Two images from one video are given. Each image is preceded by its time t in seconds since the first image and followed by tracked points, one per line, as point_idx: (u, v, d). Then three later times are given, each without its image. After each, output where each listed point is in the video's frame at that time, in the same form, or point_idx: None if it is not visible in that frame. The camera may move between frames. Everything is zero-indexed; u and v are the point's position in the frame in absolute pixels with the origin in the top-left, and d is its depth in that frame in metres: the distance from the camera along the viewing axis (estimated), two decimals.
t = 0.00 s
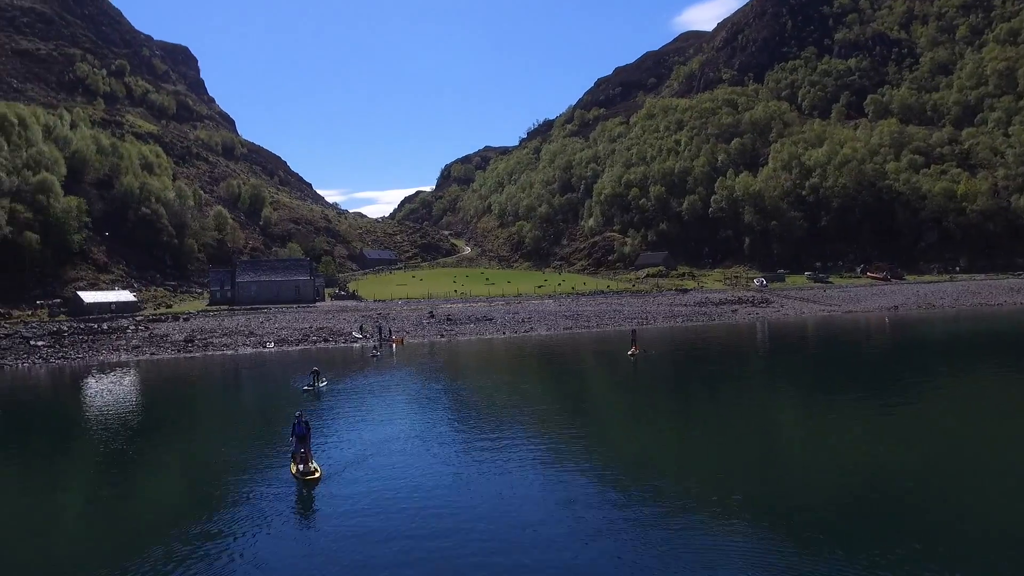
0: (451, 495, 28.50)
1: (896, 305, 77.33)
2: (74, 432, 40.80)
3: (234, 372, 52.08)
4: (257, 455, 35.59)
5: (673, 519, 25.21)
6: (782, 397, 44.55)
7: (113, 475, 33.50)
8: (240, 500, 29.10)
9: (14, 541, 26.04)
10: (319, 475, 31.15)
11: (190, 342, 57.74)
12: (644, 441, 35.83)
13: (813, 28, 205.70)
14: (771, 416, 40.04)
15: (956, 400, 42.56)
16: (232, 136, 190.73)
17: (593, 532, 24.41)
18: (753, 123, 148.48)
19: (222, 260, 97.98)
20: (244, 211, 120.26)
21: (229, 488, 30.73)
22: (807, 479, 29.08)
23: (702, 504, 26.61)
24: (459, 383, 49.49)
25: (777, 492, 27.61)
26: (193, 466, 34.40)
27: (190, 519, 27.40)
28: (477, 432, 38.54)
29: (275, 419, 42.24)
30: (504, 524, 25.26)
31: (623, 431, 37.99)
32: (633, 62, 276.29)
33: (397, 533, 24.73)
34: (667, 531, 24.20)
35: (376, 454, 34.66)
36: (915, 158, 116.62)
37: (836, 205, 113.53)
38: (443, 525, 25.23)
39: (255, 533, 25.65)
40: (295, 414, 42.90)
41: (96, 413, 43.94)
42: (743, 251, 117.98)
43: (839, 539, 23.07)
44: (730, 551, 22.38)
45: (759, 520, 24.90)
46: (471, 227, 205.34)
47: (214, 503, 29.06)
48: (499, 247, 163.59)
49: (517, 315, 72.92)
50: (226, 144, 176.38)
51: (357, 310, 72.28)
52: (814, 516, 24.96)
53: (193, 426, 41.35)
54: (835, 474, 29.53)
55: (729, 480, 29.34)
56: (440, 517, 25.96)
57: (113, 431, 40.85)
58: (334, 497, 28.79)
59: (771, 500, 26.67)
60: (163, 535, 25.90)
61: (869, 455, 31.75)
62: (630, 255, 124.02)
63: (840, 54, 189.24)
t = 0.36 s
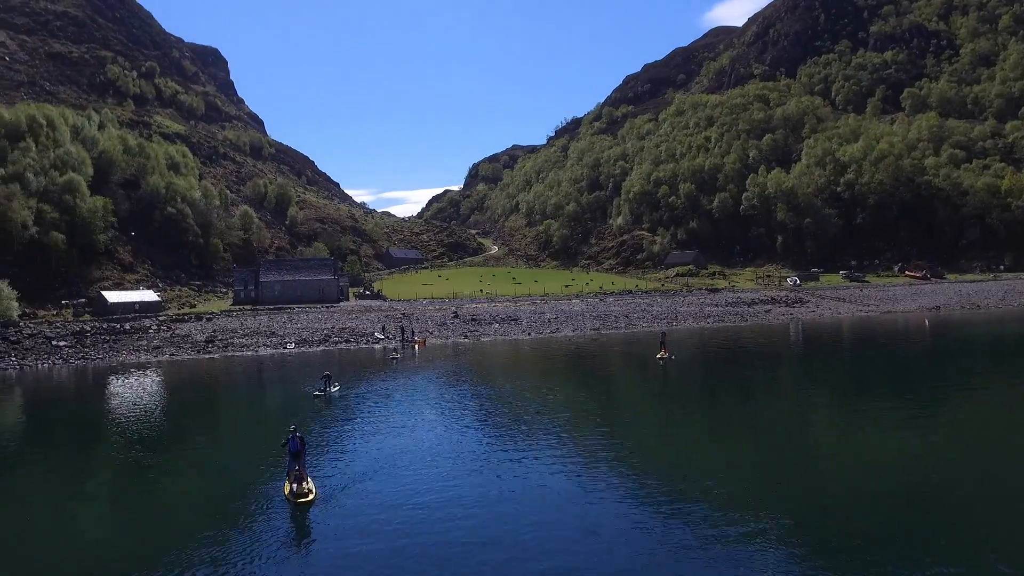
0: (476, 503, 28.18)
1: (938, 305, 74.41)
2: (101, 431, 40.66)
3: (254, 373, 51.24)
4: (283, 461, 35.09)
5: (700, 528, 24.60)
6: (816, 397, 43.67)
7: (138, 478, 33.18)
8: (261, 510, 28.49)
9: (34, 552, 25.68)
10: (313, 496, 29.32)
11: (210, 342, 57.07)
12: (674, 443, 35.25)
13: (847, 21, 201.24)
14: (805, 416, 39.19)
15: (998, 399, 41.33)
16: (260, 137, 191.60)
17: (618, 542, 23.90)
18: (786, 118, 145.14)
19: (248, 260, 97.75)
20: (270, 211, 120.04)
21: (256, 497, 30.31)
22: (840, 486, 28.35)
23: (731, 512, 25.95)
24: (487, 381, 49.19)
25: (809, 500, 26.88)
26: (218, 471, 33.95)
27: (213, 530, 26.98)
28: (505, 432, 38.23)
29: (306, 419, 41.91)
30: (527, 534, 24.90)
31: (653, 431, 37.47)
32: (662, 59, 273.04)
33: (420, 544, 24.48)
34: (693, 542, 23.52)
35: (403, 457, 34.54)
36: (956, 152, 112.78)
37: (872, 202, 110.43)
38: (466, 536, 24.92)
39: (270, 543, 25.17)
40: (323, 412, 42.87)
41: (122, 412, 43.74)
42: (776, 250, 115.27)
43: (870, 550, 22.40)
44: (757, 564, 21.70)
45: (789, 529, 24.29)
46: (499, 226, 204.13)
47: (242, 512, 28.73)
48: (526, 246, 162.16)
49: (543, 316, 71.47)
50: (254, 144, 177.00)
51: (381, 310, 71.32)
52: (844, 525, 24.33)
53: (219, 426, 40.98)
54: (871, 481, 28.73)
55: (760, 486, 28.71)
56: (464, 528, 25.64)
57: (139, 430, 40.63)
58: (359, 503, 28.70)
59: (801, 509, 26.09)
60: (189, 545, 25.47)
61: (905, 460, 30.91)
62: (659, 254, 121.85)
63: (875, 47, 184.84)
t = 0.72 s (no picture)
0: (499, 508, 27.29)
1: (982, 305, 71.51)
2: (120, 432, 39.98)
3: (274, 374, 50.24)
4: (302, 464, 34.11)
5: (734, 536, 23.46)
6: (851, 399, 42.23)
7: (155, 482, 32.35)
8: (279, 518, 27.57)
9: (47, 561, 24.84)
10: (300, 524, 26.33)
11: (230, 344, 56.23)
12: (703, 446, 34.07)
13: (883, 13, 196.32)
14: (841, 419, 37.81)
15: None
16: (287, 137, 191.98)
17: (646, 550, 22.86)
18: (819, 113, 141.71)
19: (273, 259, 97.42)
20: (295, 210, 119.71)
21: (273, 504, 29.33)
22: (880, 492, 27.03)
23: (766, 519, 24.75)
24: (511, 382, 48.30)
25: (848, 508, 25.60)
26: (239, 476, 33.08)
27: (231, 538, 25.99)
28: (528, 434, 37.34)
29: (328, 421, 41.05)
30: (552, 539, 23.97)
31: (681, 434, 36.33)
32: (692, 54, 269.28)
33: (441, 550, 23.65)
34: (727, 552, 22.32)
35: (424, 460, 33.78)
36: (998, 146, 108.92)
37: (909, 199, 107.30)
38: (489, 543, 24.02)
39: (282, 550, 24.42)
40: (345, 413, 42.27)
41: (142, 414, 43.03)
42: (809, 248, 112.45)
43: (916, 563, 21.12)
44: None
45: (828, 538, 23.05)
46: (526, 224, 202.67)
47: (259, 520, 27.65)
48: (554, 244, 160.60)
49: (570, 316, 69.86)
50: (281, 144, 177.35)
51: (404, 310, 70.24)
52: (890, 536, 23.01)
53: (240, 428, 40.18)
54: (913, 487, 27.37)
55: (796, 492, 27.45)
56: (487, 533, 24.77)
57: (159, 432, 39.88)
58: (378, 508, 27.98)
59: (842, 517, 24.77)
60: (202, 557, 24.43)
61: (949, 466, 29.49)
62: (689, 253, 119.60)
63: (912, 40, 180.10)
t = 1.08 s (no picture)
0: (519, 512, 26.30)
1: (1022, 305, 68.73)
2: (130, 434, 39.03)
3: (287, 377, 49.13)
4: (315, 467, 32.99)
5: (767, 548, 22.23)
6: (883, 400, 40.79)
7: (162, 486, 31.32)
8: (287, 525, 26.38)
9: (44, 566, 23.71)
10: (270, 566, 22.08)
11: (244, 346, 55.21)
12: (728, 447, 32.91)
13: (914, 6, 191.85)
14: (873, 421, 36.43)
15: None
16: (309, 137, 191.95)
17: (674, 563, 21.56)
18: (849, 108, 138.51)
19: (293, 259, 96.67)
20: (316, 209, 119.05)
21: (286, 506, 28.23)
22: (920, 502, 25.70)
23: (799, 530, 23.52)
24: (531, 381, 47.35)
25: (887, 518, 24.34)
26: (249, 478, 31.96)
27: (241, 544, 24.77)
28: (547, 434, 36.35)
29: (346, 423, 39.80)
30: (574, 548, 22.82)
31: (706, 435, 35.13)
32: (717, 51, 265.59)
33: (458, 556, 22.73)
34: (759, 565, 21.01)
35: (441, 461, 32.98)
36: None
37: (944, 195, 104.26)
38: (508, 549, 23.04)
39: (296, 555, 23.41)
40: (361, 413, 41.62)
41: (152, 416, 42.06)
42: (839, 246, 109.73)
43: None
44: None
45: (865, 550, 21.76)
46: (549, 223, 200.92)
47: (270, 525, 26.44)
48: (577, 243, 158.80)
49: (592, 317, 68.22)
50: (303, 143, 177.21)
51: (423, 311, 68.99)
52: (941, 553, 21.40)
53: (252, 430, 39.19)
54: (955, 496, 26.01)
55: (828, 499, 26.24)
56: (505, 539, 23.80)
57: (170, 434, 38.94)
58: (393, 510, 27.18)
59: (887, 532, 23.18)
60: (207, 564, 23.18)
61: (995, 476, 27.82)
62: (714, 252, 117.34)
63: (945, 33, 175.69)
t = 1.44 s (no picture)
0: (522, 514, 25.43)
1: None
2: (125, 435, 37.95)
3: (288, 379, 47.90)
4: (314, 470, 31.86)
5: (779, 557, 21.27)
6: (904, 401, 39.38)
7: (158, 487, 30.49)
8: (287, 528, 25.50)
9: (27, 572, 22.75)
10: None
11: (245, 347, 54.01)
12: (740, 447, 32.00)
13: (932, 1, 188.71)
14: (890, 421, 35.31)
15: None
16: (319, 136, 191.06)
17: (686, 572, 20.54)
18: (865, 104, 136.12)
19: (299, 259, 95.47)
20: (324, 209, 117.91)
21: (281, 512, 27.05)
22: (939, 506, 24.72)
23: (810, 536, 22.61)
24: (540, 381, 46.42)
25: (902, 523, 23.41)
26: (245, 482, 30.77)
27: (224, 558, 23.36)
28: (556, 434, 35.48)
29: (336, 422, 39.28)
30: (583, 554, 21.91)
31: (718, 435, 34.21)
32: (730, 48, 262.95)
33: (454, 562, 21.92)
34: None
35: (448, 460, 32.25)
36: None
37: (964, 193, 101.95)
38: (507, 555, 22.18)
39: (290, 561, 22.68)
40: (368, 413, 40.91)
41: (150, 417, 41.05)
42: (855, 244, 107.57)
43: None
44: None
45: (883, 561, 20.75)
46: (560, 222, 199.25)
47: (267, 529, 25.52)
48: (588, 243, 157.10)
49: (602, 317, 66.73)
50: (313, 143, 176.36)
51: (429, 312, 67.67)
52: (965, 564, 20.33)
53: (255, 429, 38.38)
54: (976, 501, 24.96)
55: (841, 503, 25.35)
56: (505, 544, 22.97)
57: (169, 434, 38.08)
58: (392, 511, 26.51)
59: (907, 540, 22.14)
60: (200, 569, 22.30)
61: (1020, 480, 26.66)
62: (728, 251, 115.44)
63: (964, 27, 172.60)
